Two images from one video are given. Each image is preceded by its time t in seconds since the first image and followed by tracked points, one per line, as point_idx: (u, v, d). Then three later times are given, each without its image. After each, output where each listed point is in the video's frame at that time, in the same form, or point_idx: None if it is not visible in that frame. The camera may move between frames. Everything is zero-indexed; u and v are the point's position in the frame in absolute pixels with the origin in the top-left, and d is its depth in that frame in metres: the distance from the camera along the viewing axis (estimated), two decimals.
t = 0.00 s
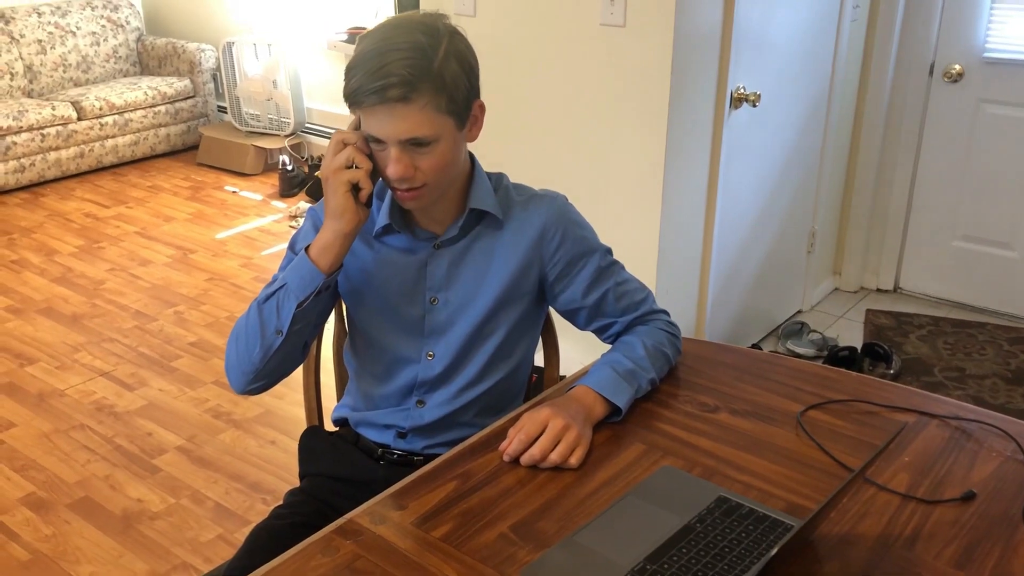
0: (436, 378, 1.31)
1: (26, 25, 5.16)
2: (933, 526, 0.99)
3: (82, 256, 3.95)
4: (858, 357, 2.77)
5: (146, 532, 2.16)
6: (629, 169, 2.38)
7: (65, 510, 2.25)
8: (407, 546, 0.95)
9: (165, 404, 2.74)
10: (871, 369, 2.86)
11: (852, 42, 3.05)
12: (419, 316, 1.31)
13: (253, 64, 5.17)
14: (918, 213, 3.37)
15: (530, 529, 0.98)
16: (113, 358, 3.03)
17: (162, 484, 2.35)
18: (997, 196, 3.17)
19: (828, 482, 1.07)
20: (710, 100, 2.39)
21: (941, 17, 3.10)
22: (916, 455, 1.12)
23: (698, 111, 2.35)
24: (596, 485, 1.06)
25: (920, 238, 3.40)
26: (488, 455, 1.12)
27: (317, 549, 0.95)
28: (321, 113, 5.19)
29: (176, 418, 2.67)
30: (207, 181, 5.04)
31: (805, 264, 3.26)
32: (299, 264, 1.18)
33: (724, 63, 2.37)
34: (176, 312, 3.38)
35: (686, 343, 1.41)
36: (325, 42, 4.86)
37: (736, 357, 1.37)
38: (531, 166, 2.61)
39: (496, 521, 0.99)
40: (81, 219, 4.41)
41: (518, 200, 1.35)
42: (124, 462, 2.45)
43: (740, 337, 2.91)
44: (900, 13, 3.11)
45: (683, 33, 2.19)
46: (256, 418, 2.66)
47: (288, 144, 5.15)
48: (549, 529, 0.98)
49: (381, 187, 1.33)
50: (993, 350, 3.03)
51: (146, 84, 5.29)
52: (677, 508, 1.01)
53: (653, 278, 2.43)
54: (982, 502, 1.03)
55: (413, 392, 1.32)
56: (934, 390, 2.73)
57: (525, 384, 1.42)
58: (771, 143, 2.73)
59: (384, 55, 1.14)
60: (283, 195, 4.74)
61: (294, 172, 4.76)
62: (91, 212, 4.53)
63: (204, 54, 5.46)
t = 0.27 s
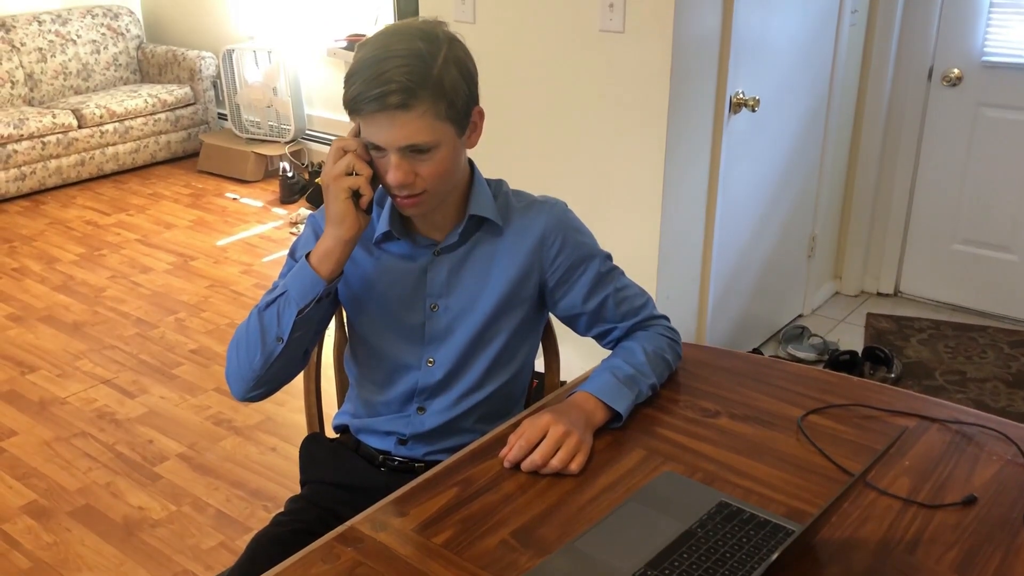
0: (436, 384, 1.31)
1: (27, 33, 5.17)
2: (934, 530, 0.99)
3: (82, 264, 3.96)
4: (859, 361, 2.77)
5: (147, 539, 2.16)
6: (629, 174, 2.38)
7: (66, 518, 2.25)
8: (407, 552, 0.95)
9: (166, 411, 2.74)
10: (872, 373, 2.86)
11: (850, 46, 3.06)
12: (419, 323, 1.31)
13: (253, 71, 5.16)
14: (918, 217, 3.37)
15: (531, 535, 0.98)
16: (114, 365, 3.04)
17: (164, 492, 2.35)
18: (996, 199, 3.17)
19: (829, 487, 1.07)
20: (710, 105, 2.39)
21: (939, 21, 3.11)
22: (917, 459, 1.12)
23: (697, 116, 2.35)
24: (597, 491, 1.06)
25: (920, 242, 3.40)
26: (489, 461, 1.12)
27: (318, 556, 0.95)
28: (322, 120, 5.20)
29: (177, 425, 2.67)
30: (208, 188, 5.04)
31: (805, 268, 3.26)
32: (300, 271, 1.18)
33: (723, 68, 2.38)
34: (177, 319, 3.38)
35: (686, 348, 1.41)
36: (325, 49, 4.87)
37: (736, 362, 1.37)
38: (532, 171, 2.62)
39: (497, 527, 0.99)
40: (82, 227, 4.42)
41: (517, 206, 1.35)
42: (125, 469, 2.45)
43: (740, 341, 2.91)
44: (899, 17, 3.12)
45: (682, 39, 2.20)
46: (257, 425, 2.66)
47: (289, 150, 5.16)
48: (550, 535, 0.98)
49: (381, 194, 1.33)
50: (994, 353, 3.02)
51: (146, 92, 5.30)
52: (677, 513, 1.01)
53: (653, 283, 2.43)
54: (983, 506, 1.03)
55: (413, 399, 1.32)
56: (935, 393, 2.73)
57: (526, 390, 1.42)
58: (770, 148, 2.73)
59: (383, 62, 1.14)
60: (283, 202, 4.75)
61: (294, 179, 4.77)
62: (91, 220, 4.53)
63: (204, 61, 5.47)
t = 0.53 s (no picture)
0: (436, 389, 1.30)
1: (26, 39, 5.18)
2: (936, 533, 0.99)
3: (82, 269, 3.95)
4: (860, 364, 2.76)
5: (147, 545, 2.16)
6: (628, 178, 2.38)
7: (66, 524, 2.24)
8: (408, 558, 0.95)
9: (166, 417, 2.74)
10: (873, 376, 2.86)
11: (849, 49, 3.06)
12: (419, 327, 1.30)
13: (252, 76, 5.18)
14: (918, 219, 3.37)
15: (532, 540, 0.98)
16: (113, 371, 3.03)
17: (164, 497, 2.35)
18: (996, 202, 3.17)
19: (831, 490, 1.06)
20: (709, 108, 2.39)
21: (938, 23, 3.11)
22: (918, 462, 1.11)
23: (697, 119, 2.35)
24: (598, 495, 1.06)
25: (920, 244, 3.39)
26: (490, 466, 1.11)
27: (318, 562, 0.95)
28: (321, 125, 5.20)
29: (177, 430, 2.67)
30: (207, 193, 5.04)
31: (805, 271, 3.26)
32: (301, 276, 1.18)
33: (723, 70, 2.38)
34: (176, 325, 3.38)
35: (686, 352, 1.41)
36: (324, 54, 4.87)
37: (737, 365, 1.36)
38: (531, 175, 2.62)
39: (498, 533, 0.99)
40: (81, 233, 4.42)
41: (516, 210, 1.35)
42: (125, 475, 2.45)
43: (741, 345, 2.90)
44: (898, 19, 3.12)
45: (681, 42, 2.20)
46: (258, 430, 2.66)
47: (288, 155, 5.16)
48: (551, 541, 0.98)
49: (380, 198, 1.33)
50: (995, 356, 3.02)
51: (145, 97, 5.31)
52: (678, 517, 1.01)
53: (653, 286, 2.43)
54: (985, 509, 1.03)
55: (413, 404, 1.31)
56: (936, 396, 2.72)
57: (526, 394, 1.42)
58: (770, 150, 2.73)
59: (382, 66, 1.14)
60: (283, 207, 4.75)
61: (293, 184, 4.77)
62: (91, 225, 4.53)
63: (203, 66, 5.47)
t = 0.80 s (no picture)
0: (435, 390, 1.30)
1: (25, 41, 5.18)
2: (936, 533, 0.99)
3: (81, 271, 3.95)
4: (860, 365, 2.76)
5: (146, 547, 2.15)
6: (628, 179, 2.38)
7: (64, 526, 2.24)
8: (408, 559, 0.94)
9: (165, 418, 2.74)
10: (872, 377, 2.86)
11: (849, 49, 3.06)
12: (419, 328, 1.30)
13: (252, 77, 5.19)
14: (917, 219, 3.37)
15: (531, 541, 0.98)
16: (112, 372, 3.03)
17: (162, 499, 2.34)
18: (996, 202, 3.17)
19: (831, 490, 1.06)
20: (708, 109, 2.39)
21: (936, 23, 3.11)
22: (918, 462, 1.11)
23: (696, 120, 2.35)
24: (598, 496, 1.06)
25: (919, 244, 3.40)
26: (489, 466, 1.11)
27: (317, 563, 0.95)
28: (320, 126, 5.19)
29: (176, 432, 2.66)
30: (206, 195, 5.04)
31: (804, 272, 3.26)
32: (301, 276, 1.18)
33: (722, 71, 2.38)
34: (175, 326, 3.37)
35: (685, 352, 1.41)
36: (324, 55, 4.87)
37: (736, 366, 1.36)
38: (530, 176, 2.61)
39: (498, 533, 0.99)
40: (80, 234, 4.41)
41: (516, 211, 1.35)
42: (124, 477, 2.45)
43: (740, 345, 2.90)
44: (897, 20, 3.13)
45: (680, 42, 2.20)
46: (257, 431, 2.66)
47: (287, 156, 5.16)
48: (551, 541, 0.98)
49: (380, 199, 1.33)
50: (994, 356, 3.02)
51: (144, 98, 5.31)
52: (678, 518, 1.00)
53: (653, 287, 2.43)
54: (985, 509, 1.03)
55: (412, 405, 1.31)
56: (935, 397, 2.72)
57: (526, 395, 1.42)
58: (769, 151, 2.73)
59: (382, 66, 1.14)
60: (282, 208, 4.75)
61: (292, 185, 4.76)
62: (89, 227, 4.53)
63: (202, 67, 5.47)
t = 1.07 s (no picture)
0: (434, 389, 1.31)
1: (24, 40, 5.18)
2: (934, 534, 0.99)
3: (80, 270, 3.95)
4: (858, 365, 2.77)
5: (145, 546, 2.16)
6: (627, 180, 2.38)
7: (64, 525, 2.24)
8: (407, 558, 0.95)
9: (164, 417, 2.74)
10: (871, 378, 2.86)
11: (848, 50, 3.07)
12: (417, 328, 1.30)
13: (251, 77, 5.19)
14: (916, 220, 3.38)
15: (530, 541, 0.98)
16: (111, 372, 3.03)
17: (161, 498, 2.35)
18: (994, 203, 3.18)
19: (829, 491, 1.06)
20: (707, 109, 2.40)
21: (935, 24, 3.12)
22: (917, 463, 1.12)
23: (695, 120, 2.36)
24: (596, 496, 1.06)
25: (918, 245, 3.40)
26: (488, 466, 1.11)
27: (316, 562, 0.95)
28: (320, 125, 5.19)
29: (175, 431, 2.67)
30: (206, 194, 5.04)
31: (803, 272, 3.26)
32: (301, 276, 1.18)
33: (721, 72, 2.38)
34: (175, 326, 3.37)
35: (683, 352, 1.41)
36: (323, 55, 4.87)
37: (734, 366, 1.37)
38: (529, 176, 2.62)
39: (497, 533, 0.99)
40: (79, 233, 4.41)
41: (516, 211, 1.35)
42: (123, 476, 2.45)
43: (739, 346, 2.90)
44: (896, 21, 3.13)
45: (679, 43, 2.20)
46: (256, 430, 2.66)
47: (286, 156, 5.16)
48: (550, 541, 0.98)
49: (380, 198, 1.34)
50: (992, 357, 3.03)
51: (144, 98, 5.31)
52: (676, 517, 1.01)
53: (651, 287, 2.43)
54: (982, 509, 1.03)
55: (411, 404, 1.32)
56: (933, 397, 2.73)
57: (524, 395, 1.42)
58: (769, 151, 2.73)
59: (383, 65, 1.14)
60: (281, 208, 4.75)
61: (292, 185, 4.76)
62: (89, 226, 4.53)
63: (202, 67, 5.47)
